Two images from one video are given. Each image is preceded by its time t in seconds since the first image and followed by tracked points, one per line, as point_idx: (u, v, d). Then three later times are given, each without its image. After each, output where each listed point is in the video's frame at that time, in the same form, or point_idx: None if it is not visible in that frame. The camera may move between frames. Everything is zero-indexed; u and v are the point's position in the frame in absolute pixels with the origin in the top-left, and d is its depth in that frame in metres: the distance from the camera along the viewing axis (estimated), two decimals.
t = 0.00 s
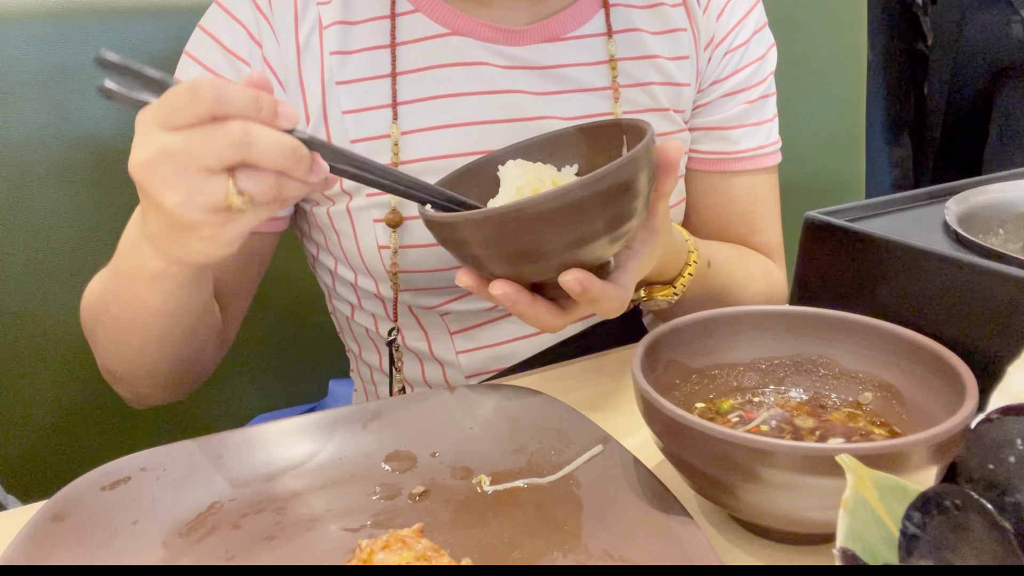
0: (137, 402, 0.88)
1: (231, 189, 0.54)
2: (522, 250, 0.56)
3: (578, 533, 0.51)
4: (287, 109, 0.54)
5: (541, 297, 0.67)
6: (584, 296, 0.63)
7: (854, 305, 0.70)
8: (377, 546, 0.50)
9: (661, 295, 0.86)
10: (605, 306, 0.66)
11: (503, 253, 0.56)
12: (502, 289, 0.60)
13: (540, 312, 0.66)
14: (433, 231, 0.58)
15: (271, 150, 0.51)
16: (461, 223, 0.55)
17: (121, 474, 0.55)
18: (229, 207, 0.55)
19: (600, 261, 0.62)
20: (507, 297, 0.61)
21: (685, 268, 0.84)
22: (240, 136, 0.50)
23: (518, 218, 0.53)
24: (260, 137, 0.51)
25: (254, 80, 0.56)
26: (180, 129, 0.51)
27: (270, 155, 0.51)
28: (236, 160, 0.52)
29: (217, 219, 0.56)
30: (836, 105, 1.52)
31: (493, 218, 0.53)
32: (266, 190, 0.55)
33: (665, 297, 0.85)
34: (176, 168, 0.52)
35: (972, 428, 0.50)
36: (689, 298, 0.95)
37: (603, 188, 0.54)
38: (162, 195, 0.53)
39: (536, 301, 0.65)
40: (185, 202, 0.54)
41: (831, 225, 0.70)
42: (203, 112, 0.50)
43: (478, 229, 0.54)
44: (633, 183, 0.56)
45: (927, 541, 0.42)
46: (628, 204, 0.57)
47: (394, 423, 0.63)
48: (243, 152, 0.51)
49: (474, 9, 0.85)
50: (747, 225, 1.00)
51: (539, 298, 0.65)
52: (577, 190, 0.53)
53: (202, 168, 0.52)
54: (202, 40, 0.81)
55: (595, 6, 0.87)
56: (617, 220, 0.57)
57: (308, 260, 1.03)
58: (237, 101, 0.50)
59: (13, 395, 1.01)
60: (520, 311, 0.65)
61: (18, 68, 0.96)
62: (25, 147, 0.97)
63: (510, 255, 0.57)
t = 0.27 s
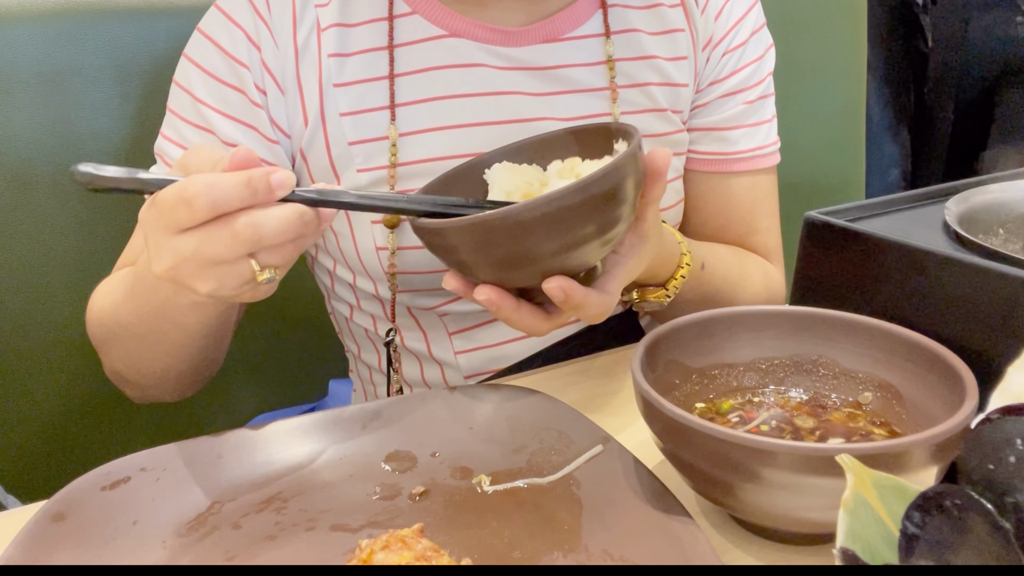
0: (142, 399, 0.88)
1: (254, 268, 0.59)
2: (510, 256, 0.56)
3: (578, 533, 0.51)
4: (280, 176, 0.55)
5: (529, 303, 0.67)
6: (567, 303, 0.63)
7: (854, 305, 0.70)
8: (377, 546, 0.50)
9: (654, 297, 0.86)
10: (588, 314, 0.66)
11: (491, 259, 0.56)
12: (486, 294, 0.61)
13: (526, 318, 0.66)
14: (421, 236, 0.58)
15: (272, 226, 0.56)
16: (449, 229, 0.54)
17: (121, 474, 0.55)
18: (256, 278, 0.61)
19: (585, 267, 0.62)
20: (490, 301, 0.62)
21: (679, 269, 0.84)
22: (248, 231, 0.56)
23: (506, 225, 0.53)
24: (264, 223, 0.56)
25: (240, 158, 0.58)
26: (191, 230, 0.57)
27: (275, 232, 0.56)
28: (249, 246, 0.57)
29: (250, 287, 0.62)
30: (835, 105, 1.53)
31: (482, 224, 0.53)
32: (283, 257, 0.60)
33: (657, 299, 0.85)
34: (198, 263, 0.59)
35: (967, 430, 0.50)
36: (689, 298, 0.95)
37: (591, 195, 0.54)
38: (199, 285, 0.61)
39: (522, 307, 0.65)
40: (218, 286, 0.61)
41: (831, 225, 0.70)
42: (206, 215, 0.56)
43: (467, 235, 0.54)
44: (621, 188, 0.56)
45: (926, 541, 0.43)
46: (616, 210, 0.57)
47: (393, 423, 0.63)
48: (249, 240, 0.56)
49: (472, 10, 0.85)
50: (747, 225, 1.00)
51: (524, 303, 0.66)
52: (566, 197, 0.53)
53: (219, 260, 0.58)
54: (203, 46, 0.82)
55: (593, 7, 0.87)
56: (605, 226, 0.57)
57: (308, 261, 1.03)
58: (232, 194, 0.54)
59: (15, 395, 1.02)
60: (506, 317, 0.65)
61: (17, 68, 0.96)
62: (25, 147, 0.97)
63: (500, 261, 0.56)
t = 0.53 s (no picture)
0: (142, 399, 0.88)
1: (217, 248, 0.58)
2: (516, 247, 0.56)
3: (578, 533, 0.51)
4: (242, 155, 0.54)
5: (533, 295, 0.67)
6: (571, 297, 0.63)
7: (854, 305, 0.70)
8: (377, 546, 0.50)
9: (656, 295, 0.86)
10: (592, 307, 0.66)
11: (496, 249, 0.56)
12: (491, 285, 0.61)
13: (531, 310, 0.66)
14: (427, 225, 0.58)
15: (233, 207, 0.54)
16: (455, 218, 0.55)
17: (121, 474, 0.55)
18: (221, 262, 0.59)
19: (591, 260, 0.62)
20: (496, 293, 0.62)
21: (681, 269, 0.84)
22: (205, 209, 0.54)
23: (512, 215, 0.53)
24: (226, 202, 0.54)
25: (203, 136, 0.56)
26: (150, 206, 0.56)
27: (234, 212, 0.54)
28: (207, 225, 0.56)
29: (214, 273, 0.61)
30: (835, 106, 1.53)
31: (488, 211, 0.53)
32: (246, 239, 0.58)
33: (660, 298, 0.86)
34: (157, 243, 0.57)
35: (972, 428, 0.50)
36: (689, 298, 0.95)
37: (598, 187, 0.54)
38: (160, 266, 0.59)
39: (527, 299, 0.65)
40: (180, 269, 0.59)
41: (831, 225, 0.70)
42: (164, 191, 0.54)
43: (472, 223, 0.54)
44: (628, 182, 0.56)
45: (927, 541, 0.42)
46: (623, 204, 0.57)
47: (393, 423, 0.63)
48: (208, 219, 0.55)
49: (471, 10, 0.85)
50: (746, 225, 1.00)
51: (530, 296, 0.66)
52: (573, 188, 0.53)
53: (179, 240, 0.57)
54: (201, 46, 0.81)
55: (592, 7, 0.87)
56: (611, 219, 0.57)
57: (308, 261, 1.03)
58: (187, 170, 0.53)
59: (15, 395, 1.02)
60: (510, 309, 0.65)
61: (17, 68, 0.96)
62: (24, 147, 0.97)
63: (505, 251, 0.56)
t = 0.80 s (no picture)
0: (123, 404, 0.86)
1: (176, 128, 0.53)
2: (513, 252, 0.56)
3: (577, 533, 0.51)
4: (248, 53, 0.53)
5: (528, 300, 0.67)
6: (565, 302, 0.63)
7: (854, 305, 0.70)
8: (377, 546, 0.50)
9: (655, 297, 0.86)
10: (587, 315, 0.66)
11: (494, 254, 0.56)
12: (486, 290, 0.61)
13: (526, 314, 0.66)
14: (423, 230, 0.58)
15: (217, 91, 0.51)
16: (454, 223, 0.55)
17: (121, 474, 0.55)
18: (174, 148, 0.54)
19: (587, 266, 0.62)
20: (491, 297, 0.62)
21: (680, 272, 0.84)
22: (188, 72, 0.50)
23: (511, 220, 0.53)
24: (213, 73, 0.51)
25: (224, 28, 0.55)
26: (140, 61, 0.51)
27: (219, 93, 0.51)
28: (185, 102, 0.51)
29: (161, 162, 0.56)
30: (835, 105, 1.53)
31: (485, 216, 0.53)
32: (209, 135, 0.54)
33: (659, 300, 0.86)
34: (126, 101, 0.52)
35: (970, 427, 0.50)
36: (689, 298, 0.95)
37: (596, 192, 0.54)
38: (109, 128, 0.53)
39: (522, 303, 0.65)
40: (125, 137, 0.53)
41: (831, 225, 0.70)
42: (164, 39, 0.51)
43: (469, 227, 0.54)
44: (625, 188, 0.56)
45: (926, 541, 0.43)
46: (620, 209, 0.57)
47: (394, 423, 0.63)
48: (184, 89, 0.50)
49: (471, 11, 0.85)
50: (746, 225, 1.00)
51: (524, 300, 0.65)
52: (571, 194, 0.53)
53: (151, 105, 0.52)
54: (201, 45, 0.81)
55: (592, 7, 0.87)
56: (608, 225, 0.57)
57: (308, 261, 1.03)
58: (200, 34, 0.51)
59: (14, 395, 1.02)
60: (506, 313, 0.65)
61: (17, 67, 0.96)
62: (24, 147, 0.97)
63: (503, 257, 0.56)
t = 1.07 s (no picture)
0: (102, 404, 0.85)
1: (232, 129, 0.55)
2: (503, 248, 0.56)
3: (577, 532, 0.51)
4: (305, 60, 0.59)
5: (518, 296, 0.67)
6: (553, 300, 0.63)
7: (854, 305, 0.70)
8: (377, 546, 0.50)
9: (653, 296, 0.86)
10: (578, 312, 0.66)
11: (484, 251, 0.56)
12: (476, 286, 0.61)
13: (516, 310, 0.66)
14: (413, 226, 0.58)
15: (282, 86, 0.54)
16: (444, 219, 0.54)
17: (121, 474, 0.55)
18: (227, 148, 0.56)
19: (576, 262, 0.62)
20: (480, 294, 0.62)
21: (679, 270, 0.84)
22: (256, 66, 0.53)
23: (500, 216, 0.53)
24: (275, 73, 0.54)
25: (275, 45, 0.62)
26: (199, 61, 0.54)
27: (283, 89, 0.54)
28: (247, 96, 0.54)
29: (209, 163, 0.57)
30: (835, 105, 1.53)
31: (472, 212, 0.53)
32: (265, 134, 0.57)
33: (657, 299, 0.86)
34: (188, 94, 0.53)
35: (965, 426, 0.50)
36: (689, 298, 0.95)
37: (583, 188, 0.54)
38: (163, 125, 0.53)
39: (512, 300, 0.65)
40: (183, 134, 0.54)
41: (831, 225, 0.70)
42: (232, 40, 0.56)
43: (457, 223, 0.54)
44: (613, 184, 0.56)
45: (926, 541, 0.42)
46: (608, 205, 0.57)
47: (394, 423, 0.63)
48: (253, 82, 0.53)
49: (470, 11, 0.85)
50: (747, 225, 1.00)
51: (514, 296, 0.65)
52: (559, 190, 0.54)
53: (212, 100, 0.53)
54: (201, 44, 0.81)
55: (592, 8, 0.87)
56: (597, 220, 0.58)
57: (308, 261, 1.03)
58: (267, 36, 0.57)
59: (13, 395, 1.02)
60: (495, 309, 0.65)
61: (17, 67, 0.96)
62: (23, 146, 0.97)
63: (492, 253, 0.56)
